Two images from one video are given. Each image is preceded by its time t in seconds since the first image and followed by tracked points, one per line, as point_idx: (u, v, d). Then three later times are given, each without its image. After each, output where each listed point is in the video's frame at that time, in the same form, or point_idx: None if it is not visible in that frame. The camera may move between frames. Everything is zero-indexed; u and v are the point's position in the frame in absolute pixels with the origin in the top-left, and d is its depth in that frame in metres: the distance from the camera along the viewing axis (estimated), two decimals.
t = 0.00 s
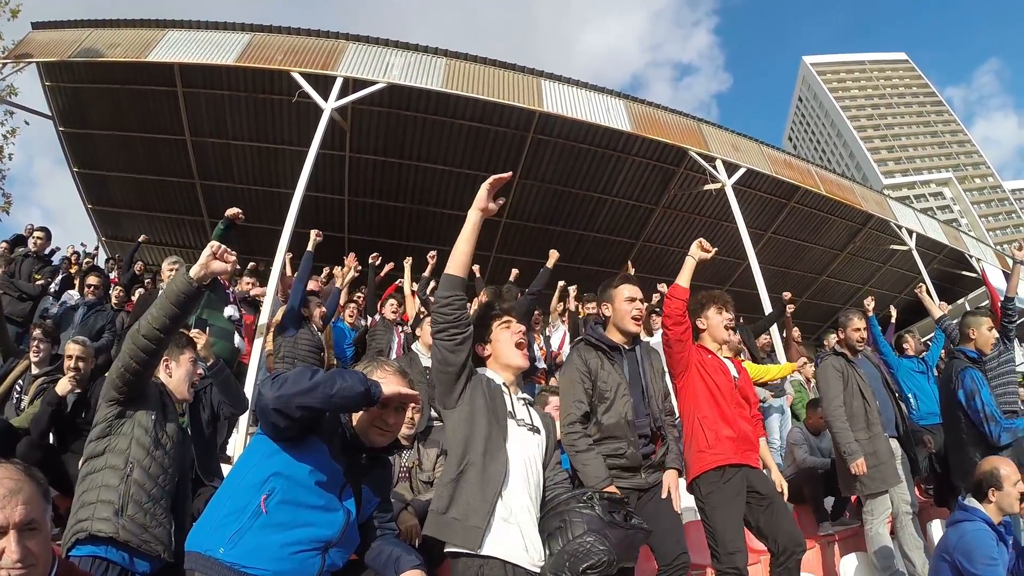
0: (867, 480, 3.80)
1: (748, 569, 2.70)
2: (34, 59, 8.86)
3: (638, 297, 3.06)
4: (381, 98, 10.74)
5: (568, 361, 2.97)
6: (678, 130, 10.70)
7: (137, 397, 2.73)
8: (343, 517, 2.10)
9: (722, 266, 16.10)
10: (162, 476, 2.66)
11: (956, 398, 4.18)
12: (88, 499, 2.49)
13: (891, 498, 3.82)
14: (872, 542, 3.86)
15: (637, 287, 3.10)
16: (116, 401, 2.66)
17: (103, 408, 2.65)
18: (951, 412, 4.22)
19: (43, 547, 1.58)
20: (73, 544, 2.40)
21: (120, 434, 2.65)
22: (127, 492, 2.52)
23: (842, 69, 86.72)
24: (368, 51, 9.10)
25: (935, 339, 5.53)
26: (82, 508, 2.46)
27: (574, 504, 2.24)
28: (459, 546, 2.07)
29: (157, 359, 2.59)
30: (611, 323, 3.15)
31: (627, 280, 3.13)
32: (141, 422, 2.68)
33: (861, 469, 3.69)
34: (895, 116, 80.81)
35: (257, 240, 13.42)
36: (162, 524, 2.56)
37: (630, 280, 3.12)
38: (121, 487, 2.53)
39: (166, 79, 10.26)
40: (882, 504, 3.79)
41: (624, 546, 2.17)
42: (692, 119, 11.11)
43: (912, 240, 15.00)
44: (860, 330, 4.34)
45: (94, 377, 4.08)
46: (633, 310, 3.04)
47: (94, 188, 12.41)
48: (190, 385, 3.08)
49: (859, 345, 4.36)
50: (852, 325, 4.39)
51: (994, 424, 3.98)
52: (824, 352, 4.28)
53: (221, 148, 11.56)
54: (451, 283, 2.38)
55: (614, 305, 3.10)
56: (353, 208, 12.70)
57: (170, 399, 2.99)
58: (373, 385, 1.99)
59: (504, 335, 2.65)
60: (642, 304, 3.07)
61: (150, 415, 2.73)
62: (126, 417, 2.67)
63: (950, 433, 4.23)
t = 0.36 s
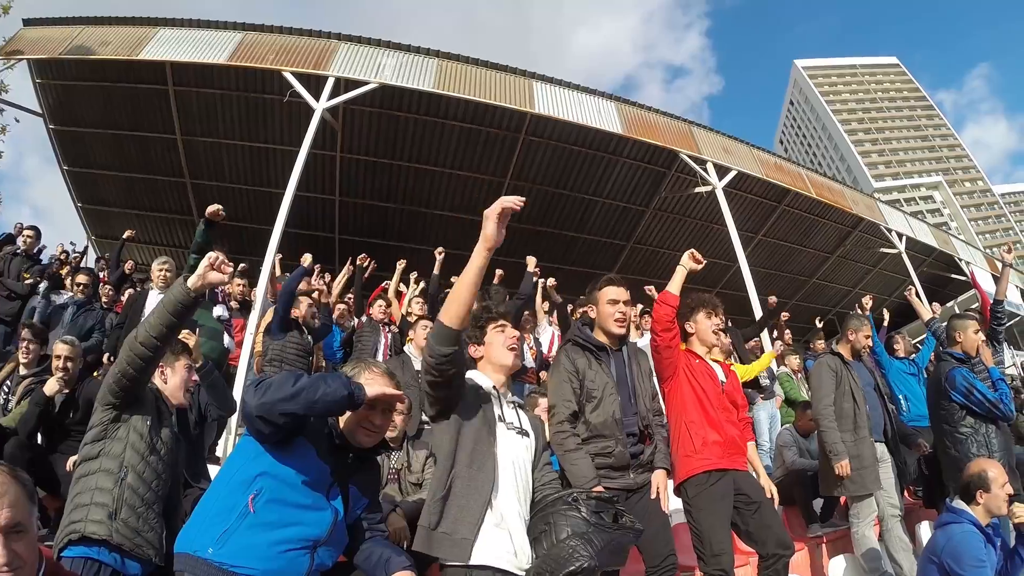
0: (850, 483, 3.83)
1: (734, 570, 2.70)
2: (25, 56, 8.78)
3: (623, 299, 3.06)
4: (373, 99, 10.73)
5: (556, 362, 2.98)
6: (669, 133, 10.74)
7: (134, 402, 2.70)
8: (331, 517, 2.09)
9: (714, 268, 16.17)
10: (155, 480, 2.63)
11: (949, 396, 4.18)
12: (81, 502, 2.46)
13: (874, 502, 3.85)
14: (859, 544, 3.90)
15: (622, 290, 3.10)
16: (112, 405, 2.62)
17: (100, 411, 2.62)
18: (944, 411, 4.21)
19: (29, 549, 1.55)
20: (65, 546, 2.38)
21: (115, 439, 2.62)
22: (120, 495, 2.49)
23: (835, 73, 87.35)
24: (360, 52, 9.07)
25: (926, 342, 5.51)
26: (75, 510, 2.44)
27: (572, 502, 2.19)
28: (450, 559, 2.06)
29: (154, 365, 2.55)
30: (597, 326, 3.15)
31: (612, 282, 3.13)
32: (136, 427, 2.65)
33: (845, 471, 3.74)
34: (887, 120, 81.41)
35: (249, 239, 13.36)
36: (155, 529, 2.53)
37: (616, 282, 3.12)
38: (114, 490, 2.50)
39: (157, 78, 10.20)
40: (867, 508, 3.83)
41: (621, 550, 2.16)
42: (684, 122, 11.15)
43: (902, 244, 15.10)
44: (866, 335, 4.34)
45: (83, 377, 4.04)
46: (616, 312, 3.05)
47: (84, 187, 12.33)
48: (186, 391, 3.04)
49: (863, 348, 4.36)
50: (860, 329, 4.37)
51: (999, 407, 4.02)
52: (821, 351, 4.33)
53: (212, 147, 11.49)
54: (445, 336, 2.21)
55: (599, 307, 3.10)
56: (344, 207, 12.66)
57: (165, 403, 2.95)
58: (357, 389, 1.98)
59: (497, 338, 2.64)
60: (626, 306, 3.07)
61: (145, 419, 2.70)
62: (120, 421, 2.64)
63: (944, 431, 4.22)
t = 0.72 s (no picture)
0: (836, 479, 3.88)
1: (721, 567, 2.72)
2: (14, 49, 8.69)
3: (617, 306, 3.06)
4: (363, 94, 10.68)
5: (548, 363, 2.96)
6: (661, 131, 10.75)
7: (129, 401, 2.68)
8: (318, 508, 2.05)
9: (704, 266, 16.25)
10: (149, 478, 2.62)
11: (937, 396, 4.20)
12: (75, 498, 2.45)
13: (860, 500, 3.87)
14: (847, 543, 3.93)
15: (617, 297, 3.10)
16: (106, 405, 2.60)
17: (95, 410, 2.61)
18: (934, 412, 4.22)
19: (13, 546, 1.54)
20: (59, 541, 2.37)
21: (110, 437, 2.61)
22: (114, 492, 2.48)
23: (828, 74, 87.80)
24: (351, 47, 9.03)
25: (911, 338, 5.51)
26: (69, 506, 2.42)
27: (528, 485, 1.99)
28: None
29: (149, 365, 2.53)
30: (592, 331, 3.13)
31: (607, 289, 3.13)
32: (130, 426, 2.63)
33: (840, 461, 3.74)
34: (879, 120, 81.90)
35: (240, 235, 13.32)
36: (148, 526, 2.52)
37: (612, 289, 3.12)
38: (108, 488, 2.49)
39: (147, 72, 10.12)
40: (853, 505, 3.86)
41: (589, 510, 1.88)
42: (675, 120, 11.17)
43: (892, 243, 15.20)
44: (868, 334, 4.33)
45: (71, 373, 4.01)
46: (608, 320, 3.05)
47: (73, 182, 12.25)
48: (181, 389, 3.09)
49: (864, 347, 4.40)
50: (862, 331, 4.36)
51: (990, 402, 4.03)
52: (819, 345, 4.31)
53: (203, 143, 11.43)
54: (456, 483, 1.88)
55: (592, 314, 3.09)
56: (335, 203, 12.61)
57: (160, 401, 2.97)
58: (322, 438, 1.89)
59: (492, 332, 2.61)
60: (620, 313, 3.07)
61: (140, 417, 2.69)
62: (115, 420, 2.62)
63: (934, 431, 4.23)
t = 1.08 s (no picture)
0: (821, 469, 3.91)
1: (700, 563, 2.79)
2: None
3: (624, 373, 2.82)
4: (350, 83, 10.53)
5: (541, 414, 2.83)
6: (648, 124, 10.77)
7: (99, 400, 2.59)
8: (281, 486, 2.02)
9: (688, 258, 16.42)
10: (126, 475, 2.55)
11: (917, 391, 4.26)
12: (51, 500, 2.39)
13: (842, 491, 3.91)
14: (828, 536, 3.97)
15: (629, 360, 2.84)
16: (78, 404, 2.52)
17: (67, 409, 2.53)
18: (914, 410, 4.28)
19: None
20: (35, 543, 2.33)
21: (83, 436, 2.54)
22: (89, 493, 2.42)
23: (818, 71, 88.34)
24: (338, 34, 8.93)
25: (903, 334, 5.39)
26: (44, 508, 2.37)
27: (500, 492, 2.27)
28: None
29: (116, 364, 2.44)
30: (596, 384, 2.92)
31: (618, 349, 2.85)
32: (104, 424, 2.56)
33: (822, 451, 3.81)
34: (867, 119, 82.64)
35: (224, 222, 13.23)
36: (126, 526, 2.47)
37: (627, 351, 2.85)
38: (83, 489, 2.43)
39: (131, 58, 9.95)
40: (835, 497, 3.90)
41: (553, 530, 2.12)
42: (662, 113, 11.19)
43: (876, 240, 15.38)
44: (845, 321, 4.41)
45: (50, 360, 3.95)
46: (612, 386, 2.83)
47: (56, 167, 12.08)
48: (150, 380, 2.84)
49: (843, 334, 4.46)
50: (837, 315, 4.44)
51: (968, 402, 4.08)
52: (802, 337, 4.35)
53: (188, 129, 11.31)
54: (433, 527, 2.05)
55: (598, 370, 2.86)
56: (319, 190, 12.52)
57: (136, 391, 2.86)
58: (157, 531, 1.87)
59: (483, 325, 2.57)
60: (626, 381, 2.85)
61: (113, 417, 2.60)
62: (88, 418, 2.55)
63: (911, 427, 4.31)
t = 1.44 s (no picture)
0: (805, 465, 3.98)
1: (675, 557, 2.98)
2: None
3: (615, 441, 2.97)
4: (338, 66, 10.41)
5: (534, 474, 2.91)
6: (636, 116, 10.80)
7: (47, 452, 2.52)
8: (260, 475, 1.99)
9: (672, 251, 16.59)
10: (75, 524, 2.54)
11: (896, 388, 4.33)
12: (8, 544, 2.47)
13: (825, 487, 4.00)
14: (807, 529, 4.05)
15: (619, 428, 3.00)
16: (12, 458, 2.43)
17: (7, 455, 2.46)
18: (893, 407, 4.35)
19: None
20: None
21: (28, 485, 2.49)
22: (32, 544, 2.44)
23: (810, 70, 88.79)
24: (327, 17, 8.82)
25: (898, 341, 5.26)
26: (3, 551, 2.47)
27: (490, 512, 2.44)
28: None
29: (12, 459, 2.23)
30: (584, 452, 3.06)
31: (609, 417, 3.01)
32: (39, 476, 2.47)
33: (803, 449, 3.91)
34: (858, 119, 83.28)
35: (210, 205, 13.15)
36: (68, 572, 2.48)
37: (619, 420, 3.02)
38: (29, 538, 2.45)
39: (117, 37, 9.79)
40: (816, 491, 4.01)
41: (533, 561, 2.27)
42: (651, 105, 11.22)
43: (860, 238, 15.56)
44: (820, 313, 4.38)
45: (30, 342, 3.92)
46: (603, 453, 2.97)
47: (39, 147, 11.91)
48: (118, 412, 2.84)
49: (818, 330, 4.42)
50: (811, 309, 4.43)
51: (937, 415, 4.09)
52: (780, 333, 4.39)
53: (174, 110, 11.17)
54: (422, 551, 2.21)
55: (587, 438, 3.01)
56: (304, 175, 12.40)
57: (98, 430, 2.83)
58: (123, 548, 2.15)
59: (489, 355, 2.59)
60: (614, 448, 2.99)
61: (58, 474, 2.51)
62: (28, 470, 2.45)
63: (891, 424, 4.38)
